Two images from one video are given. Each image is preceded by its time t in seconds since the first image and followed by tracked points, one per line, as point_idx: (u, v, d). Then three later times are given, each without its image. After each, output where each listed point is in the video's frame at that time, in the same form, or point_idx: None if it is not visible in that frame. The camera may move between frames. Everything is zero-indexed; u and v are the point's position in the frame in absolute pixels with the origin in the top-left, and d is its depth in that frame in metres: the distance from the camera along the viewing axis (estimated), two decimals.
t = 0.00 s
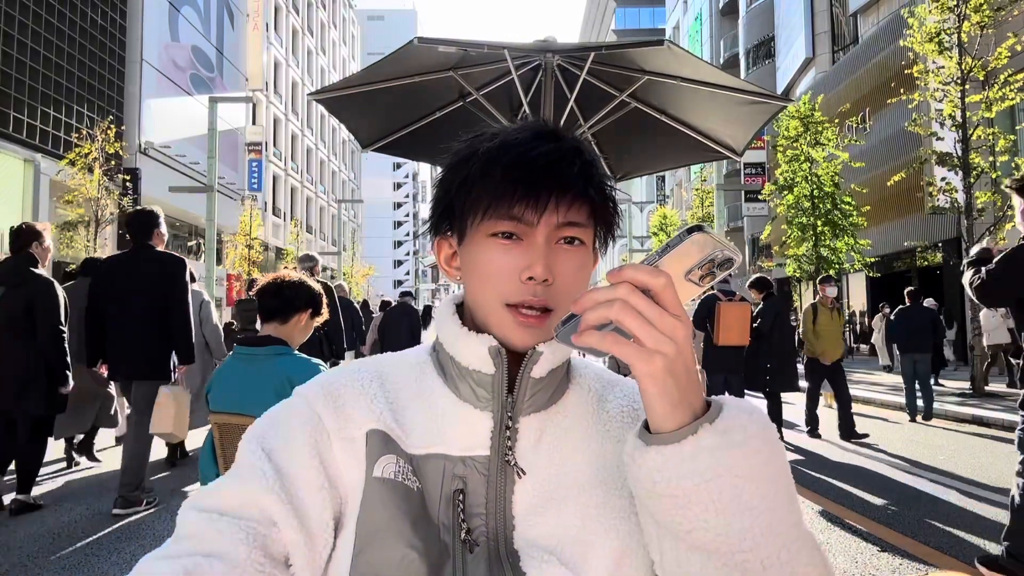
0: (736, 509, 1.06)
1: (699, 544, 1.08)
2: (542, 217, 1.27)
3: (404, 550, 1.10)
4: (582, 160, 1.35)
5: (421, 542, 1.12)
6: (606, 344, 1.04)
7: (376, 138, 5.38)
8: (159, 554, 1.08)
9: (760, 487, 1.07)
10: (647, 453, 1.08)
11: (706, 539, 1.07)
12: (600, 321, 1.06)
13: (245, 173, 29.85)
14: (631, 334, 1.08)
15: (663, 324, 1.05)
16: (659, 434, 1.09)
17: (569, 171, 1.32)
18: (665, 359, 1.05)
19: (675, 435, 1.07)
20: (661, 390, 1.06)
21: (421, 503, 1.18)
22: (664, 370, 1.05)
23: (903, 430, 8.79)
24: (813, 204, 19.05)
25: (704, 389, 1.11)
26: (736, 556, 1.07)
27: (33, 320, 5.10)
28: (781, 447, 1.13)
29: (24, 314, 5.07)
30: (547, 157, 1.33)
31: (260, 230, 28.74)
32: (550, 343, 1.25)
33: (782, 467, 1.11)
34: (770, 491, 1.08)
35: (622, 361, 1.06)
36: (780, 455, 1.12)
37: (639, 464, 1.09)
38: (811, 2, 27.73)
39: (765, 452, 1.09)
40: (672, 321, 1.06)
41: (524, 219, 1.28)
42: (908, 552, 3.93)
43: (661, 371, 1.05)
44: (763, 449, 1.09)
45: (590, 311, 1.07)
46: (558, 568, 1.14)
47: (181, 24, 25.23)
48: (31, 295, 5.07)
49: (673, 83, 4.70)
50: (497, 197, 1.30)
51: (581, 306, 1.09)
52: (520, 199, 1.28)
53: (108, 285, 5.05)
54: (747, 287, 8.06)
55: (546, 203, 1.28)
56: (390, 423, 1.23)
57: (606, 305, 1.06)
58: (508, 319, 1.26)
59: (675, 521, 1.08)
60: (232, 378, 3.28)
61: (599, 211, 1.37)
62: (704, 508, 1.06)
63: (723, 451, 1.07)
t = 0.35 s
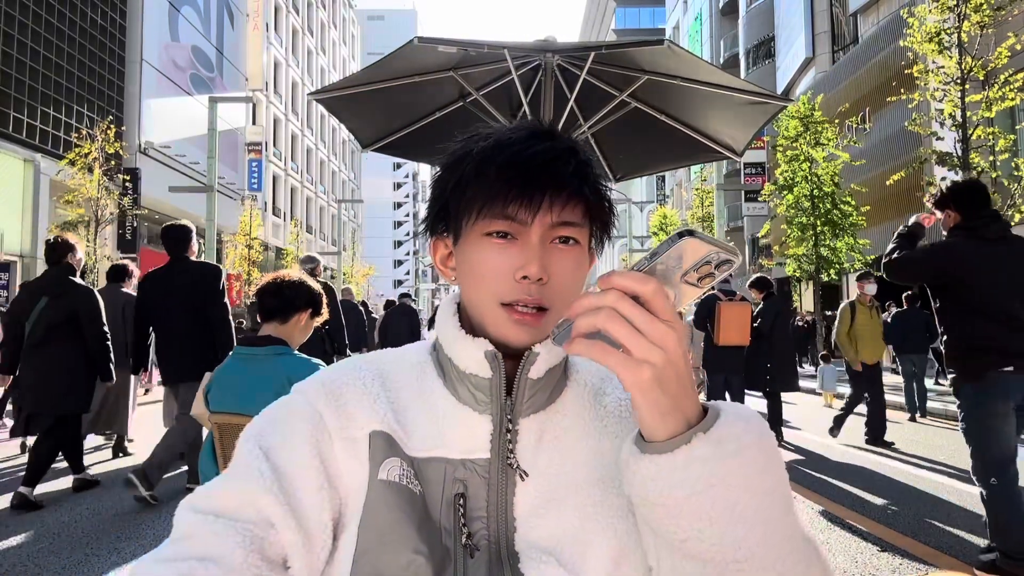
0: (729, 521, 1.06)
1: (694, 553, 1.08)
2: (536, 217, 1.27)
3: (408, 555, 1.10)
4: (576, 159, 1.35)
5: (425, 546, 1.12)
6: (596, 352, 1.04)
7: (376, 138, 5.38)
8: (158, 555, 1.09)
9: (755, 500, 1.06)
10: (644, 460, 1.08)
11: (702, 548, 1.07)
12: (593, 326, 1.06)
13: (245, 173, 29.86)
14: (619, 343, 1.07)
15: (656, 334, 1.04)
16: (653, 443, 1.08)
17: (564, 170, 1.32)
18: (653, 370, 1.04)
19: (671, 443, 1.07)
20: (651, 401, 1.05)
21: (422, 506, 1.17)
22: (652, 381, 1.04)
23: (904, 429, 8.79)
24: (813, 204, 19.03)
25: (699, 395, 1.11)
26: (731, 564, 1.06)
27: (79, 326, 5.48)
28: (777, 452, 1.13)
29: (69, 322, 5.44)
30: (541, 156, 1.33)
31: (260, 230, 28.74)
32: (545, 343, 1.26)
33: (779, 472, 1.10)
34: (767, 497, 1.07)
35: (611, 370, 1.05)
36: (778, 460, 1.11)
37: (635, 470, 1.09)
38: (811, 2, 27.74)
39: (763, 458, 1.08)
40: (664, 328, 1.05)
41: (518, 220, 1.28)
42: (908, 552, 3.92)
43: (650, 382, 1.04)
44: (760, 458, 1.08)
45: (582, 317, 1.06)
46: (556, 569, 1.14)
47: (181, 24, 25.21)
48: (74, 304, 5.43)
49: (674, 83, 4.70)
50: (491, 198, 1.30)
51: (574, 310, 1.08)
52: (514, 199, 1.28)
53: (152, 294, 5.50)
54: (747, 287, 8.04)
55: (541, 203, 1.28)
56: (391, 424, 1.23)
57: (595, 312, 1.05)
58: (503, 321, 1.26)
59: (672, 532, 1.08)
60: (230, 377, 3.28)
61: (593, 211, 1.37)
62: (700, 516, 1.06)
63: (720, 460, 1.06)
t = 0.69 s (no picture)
0: (722, 526, 1.05)
1: (687, 561, 1.07)
2: (525, 215, 1.27)
3: (406, 551, 1.10)
4: (564, 157, 1.35)
5: (422, 544, 1.12)
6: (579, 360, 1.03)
7: (376, 138, 5.38)
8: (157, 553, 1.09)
9: (747, 508, 1.06)
10: (636, 467, 1.07)
11: (697, 556, 1.06)
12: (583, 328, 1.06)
13: (245, 173, 29.86)
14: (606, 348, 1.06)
15: (642, 342, 1.02)
16: (644, 450, 1.08)
17: (552, 168, 1.32)
18: (637, 379, 1.03)
19: (661, 451, 1.06)
20: (639, 408, 1.04)
21: (419, 503, 1.18)
22: (638, 389, 1.03)
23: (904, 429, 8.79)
24: (812, 204, 19.02)
25: (692, 399, 1.11)
26: (725, 568, 1.05)
27: (111, 322, 5.73)
28: (771, 455, 1.12)
29: (99, 316, 5.70)
30: (528, 154, 1.32)
31: (260, 230, 28.76)
32: (537, 340, 1.26)
33: (773, 476, 1.10)
34: (760, 502, 1.07)
35: (598, 378, 1.04)
36: (772, 463, 1.11)
37: (628, 476, 1.08)
38: (811, 2, 27.73)
39: (758, 463, 1.08)
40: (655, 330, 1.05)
41: (507, 219, 1.28)
42: (908, 553, 3.92)
43: (635, 389, 1.03)
44: (753, 461, 1.08)
45: (566, 323, 1.06)
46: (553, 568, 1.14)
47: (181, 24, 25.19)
48: (104, 300, 5.70)
49: (674, 83, 4.70)
50: (480, 196, 1.30)
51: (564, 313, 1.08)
52: (502, 198, 1.29)
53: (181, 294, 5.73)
54: (747, 287, 8.03)
55: (529, 202, 1.28)
56: (387, 422, 1.23)
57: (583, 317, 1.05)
58: (496, 319, 1.26)
59: (665, 539, 1.07)
60: (231, 376, 3.28)
61: (583, 207, 1.36)
62: (694, 520, 1.05)
63: (715, 465, 1.05)
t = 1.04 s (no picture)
0: (724, 529, 1.05)
1: (689, 564, 1.06)
2: (524, 211, 1.27)
3: (404, 547, 1.10)
4: (564, 152, 1.35)
5: (419, 541, 1.12)
6: (579, 361, 1.02)
7: (376, 139, 5.38)
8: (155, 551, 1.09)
9: (749, 511, 1.05)
10: (636, 471, 1.07)
11: (699, 561, 1.05)
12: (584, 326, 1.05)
13: (245, 173, 29.86)
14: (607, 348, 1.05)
15: (645, 344, 1.01)
16: (645, 453, 1.07)
17: (551, 163, 1.32)
18: (639, 382, 1.02)
19: (660, 457, 1.06)
20: (639, 412, 1.04)
21: (418, 500, 1.17)
22: (639, 392, 1.02)
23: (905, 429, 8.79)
24: (813, 204, 18.99)
25: (693, 403, 1.10)
26: (724, 570, 1.05)
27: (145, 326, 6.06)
28: (772, 457, 1.12)
29: (136, 319, 6.02)
30: (527, 150, 1.32)
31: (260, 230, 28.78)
32: (537, 336, 1.25)
33: (773, 478, 1.09)
34: (760, 508, 1.06)
35: (598, 378, 1.03)
36: (772, 464, 1.11)
37: (628, 479, 1.08)
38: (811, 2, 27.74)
39: (758, 466, 1.08)
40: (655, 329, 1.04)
41: (506, 214, 1.28)
42: (909, 554, 3.93)
43: (637, 391, 1.02)
44: (754, 463, 1.08)
45: (567, 321, 1.05)
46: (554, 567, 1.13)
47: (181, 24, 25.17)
48: (141, 305, 6.05)
49: (674, 83, 4.69)
50: (479, 193, 1.30)
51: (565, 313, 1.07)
52: (501, 193, 1.28)
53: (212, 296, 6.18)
54: (748, 287, 8.02)
55: (529, 197, 1.28)
56: (386, 419, 1.23)
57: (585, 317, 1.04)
58: (496, 314, 1.26)
59: (665, 542, 1.07)
60: (229, 376, 3.29)
61: (583, 204, 1.36)
62: (693, 523, 1.05)
63: (716, 468, 1.05)
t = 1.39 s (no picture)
0: (721, 526, 1.05)
1: (688, 566, 1.07)
2: (522, 210, 1.27)
3: (402, 548, 1.10)
4: (563, 153, 1.34)
5: (416, 542, 1.12)
6: (577, 360, 1.02)
7: (376, 138, 5.38)
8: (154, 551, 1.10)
9: (746, 512, 1.06)
10: (634, 472, 1.07)
11: (698, 560, 1.05)
12: (580, 330, 1.05)
13: (245, 173, 29.86)
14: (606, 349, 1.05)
15: (644, 344, 1.01)
16: (645, 451, 1.07)
17: (550, 163, 1.31)
18: (639, 382, 1.02)
19: (658, 456, 1.06)
20: (637, 412, 1.04)
21: (417, 500, 1.18)
22: (639, 392, 1.02)
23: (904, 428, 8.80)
24: (813, 204, 18.98)
25: (691, 403, 1.10)
26: (724, 569, 1.05)
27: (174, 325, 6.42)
28: (769, 458, 1.12)
29: (166, 321, 6.39)
30: (525, 149, 1.32)
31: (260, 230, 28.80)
32: (535, 335, 1.26)
33: (770, 478, 1.09)
34: (757, 511, 1.06)
35: (597, 377, 1.03)
36: (770, 463, 1.11)
37: (626, 479, 1.08)
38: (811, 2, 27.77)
39: (758, 467, 1.08)
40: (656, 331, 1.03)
41: (505, 214, 1.28)
42: (910, 553, 3.93)
43: (636, 392, 1.02)
44: (754, 464, 1.08)
45: (567, 322, 1.06)
46: (555, 566, 1.14)
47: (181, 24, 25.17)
48: (171, 307, 6.39)
49: (674, 83, 4.69)
50: (478, 192, 1.30)
51: (562, 317, 1.06)
52: (501, 193, 1.28)
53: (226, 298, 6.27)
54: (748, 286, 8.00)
55: (527, 197, 1.28)
56: (384, 419, 1.23)
57: (584, 318, 1.03)
58: (495, 314, 1.26)
59: (664, 542, 1.07)
60: (229, 378, 3.28)
61: (583, 204, 1.35)
62: (691, 523, 1.05)
63: (714, 471, 1.05)
